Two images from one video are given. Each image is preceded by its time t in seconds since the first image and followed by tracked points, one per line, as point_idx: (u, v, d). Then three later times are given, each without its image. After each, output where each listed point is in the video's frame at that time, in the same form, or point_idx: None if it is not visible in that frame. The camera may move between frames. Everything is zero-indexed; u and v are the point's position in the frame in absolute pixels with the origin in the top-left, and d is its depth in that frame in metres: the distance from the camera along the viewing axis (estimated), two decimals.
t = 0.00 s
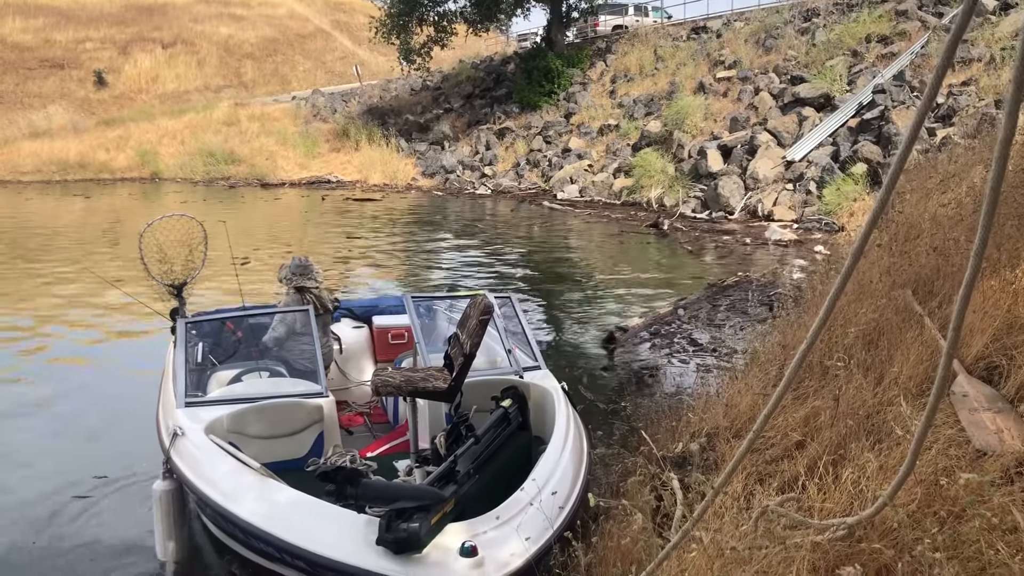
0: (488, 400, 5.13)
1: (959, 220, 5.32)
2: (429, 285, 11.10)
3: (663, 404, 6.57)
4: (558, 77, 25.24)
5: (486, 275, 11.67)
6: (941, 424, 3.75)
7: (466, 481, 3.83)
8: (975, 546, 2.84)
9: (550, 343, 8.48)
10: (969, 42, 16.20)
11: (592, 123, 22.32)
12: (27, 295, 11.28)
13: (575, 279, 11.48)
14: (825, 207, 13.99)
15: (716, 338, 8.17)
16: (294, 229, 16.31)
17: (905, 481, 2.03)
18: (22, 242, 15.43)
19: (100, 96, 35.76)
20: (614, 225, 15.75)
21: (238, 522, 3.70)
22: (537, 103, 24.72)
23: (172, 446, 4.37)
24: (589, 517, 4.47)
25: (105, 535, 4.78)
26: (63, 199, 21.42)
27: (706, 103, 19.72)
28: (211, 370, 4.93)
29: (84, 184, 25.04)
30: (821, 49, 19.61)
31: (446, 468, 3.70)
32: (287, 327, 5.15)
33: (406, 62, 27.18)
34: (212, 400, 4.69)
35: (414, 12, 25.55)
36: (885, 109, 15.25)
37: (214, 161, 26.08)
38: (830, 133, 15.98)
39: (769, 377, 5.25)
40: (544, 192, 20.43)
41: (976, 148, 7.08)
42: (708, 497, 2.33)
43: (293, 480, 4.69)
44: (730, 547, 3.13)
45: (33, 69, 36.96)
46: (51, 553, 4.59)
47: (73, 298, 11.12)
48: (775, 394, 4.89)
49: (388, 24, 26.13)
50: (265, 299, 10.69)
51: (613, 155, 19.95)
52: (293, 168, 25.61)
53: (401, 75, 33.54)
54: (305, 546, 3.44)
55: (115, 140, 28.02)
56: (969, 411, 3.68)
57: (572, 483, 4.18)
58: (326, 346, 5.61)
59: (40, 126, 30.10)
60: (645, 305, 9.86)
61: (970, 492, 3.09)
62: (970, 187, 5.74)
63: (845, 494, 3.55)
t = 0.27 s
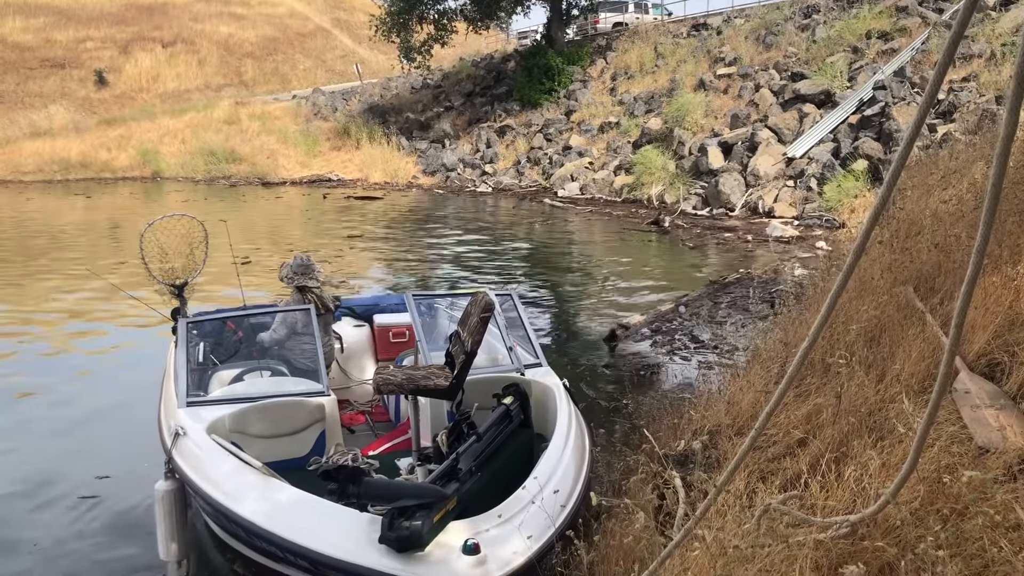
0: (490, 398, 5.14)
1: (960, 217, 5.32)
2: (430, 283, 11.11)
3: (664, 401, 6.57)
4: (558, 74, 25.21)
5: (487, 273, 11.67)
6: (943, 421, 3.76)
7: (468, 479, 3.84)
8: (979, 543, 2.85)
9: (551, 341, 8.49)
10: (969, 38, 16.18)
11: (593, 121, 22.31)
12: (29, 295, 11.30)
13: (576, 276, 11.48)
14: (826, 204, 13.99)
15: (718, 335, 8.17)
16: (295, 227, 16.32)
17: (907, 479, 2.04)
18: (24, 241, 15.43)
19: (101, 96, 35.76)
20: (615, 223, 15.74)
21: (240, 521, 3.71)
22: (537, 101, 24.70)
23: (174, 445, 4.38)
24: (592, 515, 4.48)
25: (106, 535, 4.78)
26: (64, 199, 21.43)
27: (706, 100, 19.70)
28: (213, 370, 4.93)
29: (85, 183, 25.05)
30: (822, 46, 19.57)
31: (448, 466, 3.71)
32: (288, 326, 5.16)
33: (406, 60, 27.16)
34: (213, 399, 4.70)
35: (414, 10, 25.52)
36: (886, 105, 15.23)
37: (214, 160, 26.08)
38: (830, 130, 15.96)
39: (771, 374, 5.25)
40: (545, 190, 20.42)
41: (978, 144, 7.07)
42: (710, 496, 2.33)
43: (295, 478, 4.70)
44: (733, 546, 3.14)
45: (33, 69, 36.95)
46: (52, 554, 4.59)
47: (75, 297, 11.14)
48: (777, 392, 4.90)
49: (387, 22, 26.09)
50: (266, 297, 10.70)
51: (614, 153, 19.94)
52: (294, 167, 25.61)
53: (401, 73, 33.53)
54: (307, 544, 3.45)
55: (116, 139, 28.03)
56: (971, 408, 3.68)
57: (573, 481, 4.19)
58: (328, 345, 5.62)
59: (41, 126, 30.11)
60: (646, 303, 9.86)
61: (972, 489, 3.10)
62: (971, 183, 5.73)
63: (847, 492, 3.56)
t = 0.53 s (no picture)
0: (489, 398, 5.14)
1: (959, 215, 5.32)
2: (429, 282, 11.11)
3: (664, 399, 6.57)
4: (558, 73, 25.18)
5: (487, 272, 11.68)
6: (943, 420, 3.77)
7: (468, 478, 3.84)
8: (977, 542, 2.86)
9: (551, 340, 8.50)
10: (969, 36, 16.16)
11: (592, 119, 22.30)
12: (28, 295, 11.30)
13: (576, 275, 11.49)
14: (826, 202, 14.00)
15: (717, 333, 8.18)
16: (294, 226, 16.31)
17: (906, 478, 2.04)
18: (23, 241, 15.42)
19: (100, 95, 35.74)
20: (615, 221, 15.75)
21: (240, 521, 3.72)
22: (537, 99, 24.69)
23: (173, 447, 4.39)
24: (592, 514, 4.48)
25: (104, 535, 4.78)
26: (64, 199, 21.43)
27: (706, 98, 19.69)
28: (212, 371, 4.93)
29: (85, 183, 25.05)
30: (821, 44, 19.55)
31: (447, 466, 3.71)
32: (287, 328, 5.16)
33: (405, 59, 27.15)
34: (213, 400, 4.71)
35: (413, 9, 25.50)
36: (886, 103, 15.23)
37: (214, 159, 26.07)
38: (830, 128, 15.96)
39: (770, 373, 5.26)
40: (544, 189, 20.43)
41: (977, 142, 7.06)
42: (709, 496, 2.33)
43: (295, 479, 4.71)
44: (732, 545, 3.14)
45: (32, 69, 36.94)
46: (48, 554, 4.59)
47: (74, 298, 11.14)
48: (776, 390, 4.90)
49: (387, 21, 26.05)
50: (265, 297, 10.70)
51: (613, 151, 19.94)
52: (293, 166, 25.60)
53: (401, 72, 33.53)
54: (307, 545, 3.45)
55: (116, 138, 28.03)
56: (971, 406, 3.69)
57: (573, 480, 4.19)
58: (327, 345, 5.62)
59: (40, 126, 30.08)
60: (646, 301, 9.87)
61: (971, 488, 3.11)
62: (970, 181, 5.73)
63: (846, 490, 3.57)
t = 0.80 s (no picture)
0: (488, 398, 5.14)
1: (959, 214, 5.32)
2: (429, 282, 11.12)
3: (664, 399, 6.57)
4: (558, 72, 25.18)
5: (487, 272, 11.68)
6: (942, 419, 3.77)
7: (467, 479, 3.84)
8: (977, 542, 2.86)
9: (551, 339, 8.50)
10: (969, 36, 16.15)
11: (592, 119, 22.31)
12: (28, 295, 11.30)
13: (576, 274, 11.49)
14: (826, 201, 14.02)
15: (717, 333, 8.18)
16: (294, 226, 16.31)
17: (905, 477, 2.04)
18: (23, 241, 15.42)
19: (100, 95, 35.75)
20: (615, 221, 15.75)
21: (239, 523, 3.71)
22: (537, 99, 24.69)
23: (172, 449, 4.39)
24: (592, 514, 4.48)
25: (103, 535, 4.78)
26: (64, 199, 21.43)
27: (706, 98, 19.68)
28: (211, 372, 4.93)
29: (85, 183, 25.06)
30: (821, 43, 19.54)
31: (446, 467, 3.71)
32: (286, 328, 5.15)
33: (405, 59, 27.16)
34: (211, 402, 4.71)
35: (413, 9, 25.50)
36: (886, 102, 15.23)
37: (214, 159, 26.08)
38: (830, 128, 15.96)
39: (770, 373, 5.26)
40: (544, 188, 20.44)
41: (977, 141, 7.06)
42: (708, 497, 2.33)
43: (295, 481, 4.70)
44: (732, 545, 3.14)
45: (33, 69, 36.95)
46: (47, 553, 4.60)
47: (74, 297, 11.14)
48: (776, 390, 4.90)
49: (387, 21, 26.03)
50: (265, 297, 10.70)
51: (613, 151, 19.95)
52: (294, 166, 25.61)
53: (401, 72, 33.53)
54: (306, 547, 3.45)
55: (116, 138, 28.03)
56: (970, 406, 3.69)
57: (573, 480, 4.19)
58: (326, 346, 5.62)
59: (40, 126, 30.07)
60: (646, 301, 9.87)
61: (971, 488, 3.10)
62: (970, 181, 5.73)
63: (846, 490, 3.57)
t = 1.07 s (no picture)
0: (489, 399, 5.14)
1: (961, 214, 5.31)
2: (431, 281, 11.12)
3: (666, 398, 6.57)
4: (560, 72, 25.16)
5: (488, 272, 11.68)
6: (945, 419, 3.77)
7: (467, 480, 3.84)
8: (981, 541, 2.86)
9: (552, 339, 8.50)
10: (972, 36, 16.13)
11: (594, 119, 22.30)
12: (29, 294, 11.31)
13: (578, 274, 11.49)
14: (828, 201, 14.03)
15: (719, 333, 8.18)
16: (296, 226, 16.31)
17: (908, 476, 2.04)
18: (25, 241, 15.44)
19: (102, 95, 35.77)
20: (617, 221, 15.75)
21: (239, 523, 3.72)
22: (539, 99, 24.69)
23: (172, 448, 4.39)
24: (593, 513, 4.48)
25: (104, 535, 4.79)
26: (66, 198, 21.44)
27: (708, 97, 19.67)
28: (212, 371, 4.94)
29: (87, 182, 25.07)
30: (823, 43, 19.52)
31: (446, 468, 3.71)
32: (287, 328, 5.16)
33: (407, 58, 27.15)
34: (212, 401, 4.71)
35: (415, 8, 25.50)
36: (888, 102, 15.22)
37: (216, 159, 26.10)
38: (832, 127, 15.95)
39: (772, 372, 5.26)
40: (546, 188, 20.44)
41: (979, 141, 7.05)
42: (710, 496, 2.33)
43: (295, 480, 4.71)
44: (734, 543, 3.13)
45: (35, 68, 36.98)
46: (48, 554, 4.59)
47: (75, 297, 11.14)
48: (779, 390, 4.90)
49: (388, 20, 26.02)
50: (266, 297, 10.71)
51: (615, 150, 19.95)
52: (295, 165, 25.62)
53: (402, 72, 33.54)
54: (306, 547, 3.45)
55: (118, 137, 28.05)
56: (973, 405, 3.69)
57: (574, 479, 4.19)
58: (327, 346, 5.62)
59: (42, 125, 30.11)
60: (648, 301, 9.86)
61: (974, 487, 3.10)
62: (972, 180, 5.73)
63: (848, 489, 3.57)
